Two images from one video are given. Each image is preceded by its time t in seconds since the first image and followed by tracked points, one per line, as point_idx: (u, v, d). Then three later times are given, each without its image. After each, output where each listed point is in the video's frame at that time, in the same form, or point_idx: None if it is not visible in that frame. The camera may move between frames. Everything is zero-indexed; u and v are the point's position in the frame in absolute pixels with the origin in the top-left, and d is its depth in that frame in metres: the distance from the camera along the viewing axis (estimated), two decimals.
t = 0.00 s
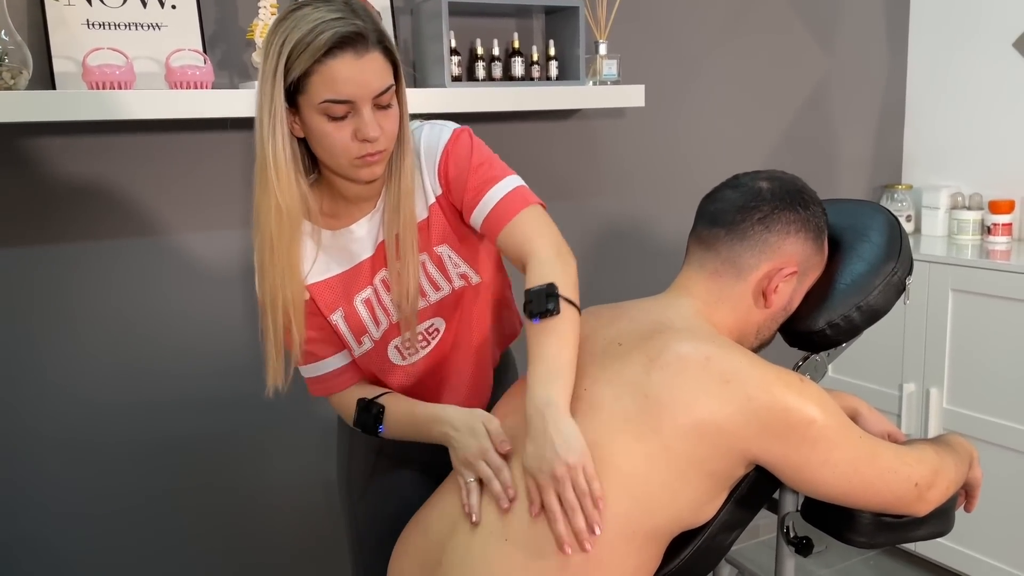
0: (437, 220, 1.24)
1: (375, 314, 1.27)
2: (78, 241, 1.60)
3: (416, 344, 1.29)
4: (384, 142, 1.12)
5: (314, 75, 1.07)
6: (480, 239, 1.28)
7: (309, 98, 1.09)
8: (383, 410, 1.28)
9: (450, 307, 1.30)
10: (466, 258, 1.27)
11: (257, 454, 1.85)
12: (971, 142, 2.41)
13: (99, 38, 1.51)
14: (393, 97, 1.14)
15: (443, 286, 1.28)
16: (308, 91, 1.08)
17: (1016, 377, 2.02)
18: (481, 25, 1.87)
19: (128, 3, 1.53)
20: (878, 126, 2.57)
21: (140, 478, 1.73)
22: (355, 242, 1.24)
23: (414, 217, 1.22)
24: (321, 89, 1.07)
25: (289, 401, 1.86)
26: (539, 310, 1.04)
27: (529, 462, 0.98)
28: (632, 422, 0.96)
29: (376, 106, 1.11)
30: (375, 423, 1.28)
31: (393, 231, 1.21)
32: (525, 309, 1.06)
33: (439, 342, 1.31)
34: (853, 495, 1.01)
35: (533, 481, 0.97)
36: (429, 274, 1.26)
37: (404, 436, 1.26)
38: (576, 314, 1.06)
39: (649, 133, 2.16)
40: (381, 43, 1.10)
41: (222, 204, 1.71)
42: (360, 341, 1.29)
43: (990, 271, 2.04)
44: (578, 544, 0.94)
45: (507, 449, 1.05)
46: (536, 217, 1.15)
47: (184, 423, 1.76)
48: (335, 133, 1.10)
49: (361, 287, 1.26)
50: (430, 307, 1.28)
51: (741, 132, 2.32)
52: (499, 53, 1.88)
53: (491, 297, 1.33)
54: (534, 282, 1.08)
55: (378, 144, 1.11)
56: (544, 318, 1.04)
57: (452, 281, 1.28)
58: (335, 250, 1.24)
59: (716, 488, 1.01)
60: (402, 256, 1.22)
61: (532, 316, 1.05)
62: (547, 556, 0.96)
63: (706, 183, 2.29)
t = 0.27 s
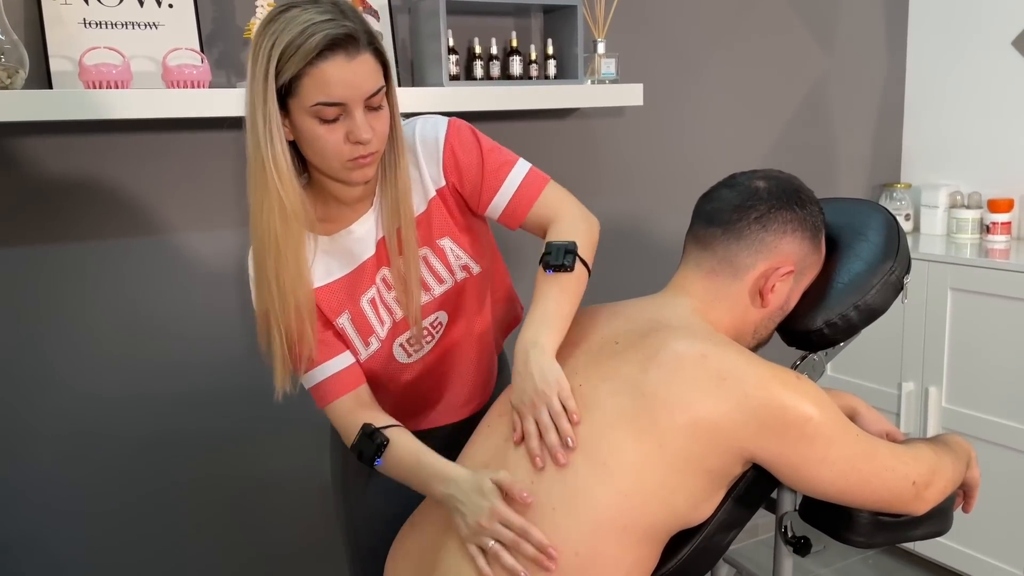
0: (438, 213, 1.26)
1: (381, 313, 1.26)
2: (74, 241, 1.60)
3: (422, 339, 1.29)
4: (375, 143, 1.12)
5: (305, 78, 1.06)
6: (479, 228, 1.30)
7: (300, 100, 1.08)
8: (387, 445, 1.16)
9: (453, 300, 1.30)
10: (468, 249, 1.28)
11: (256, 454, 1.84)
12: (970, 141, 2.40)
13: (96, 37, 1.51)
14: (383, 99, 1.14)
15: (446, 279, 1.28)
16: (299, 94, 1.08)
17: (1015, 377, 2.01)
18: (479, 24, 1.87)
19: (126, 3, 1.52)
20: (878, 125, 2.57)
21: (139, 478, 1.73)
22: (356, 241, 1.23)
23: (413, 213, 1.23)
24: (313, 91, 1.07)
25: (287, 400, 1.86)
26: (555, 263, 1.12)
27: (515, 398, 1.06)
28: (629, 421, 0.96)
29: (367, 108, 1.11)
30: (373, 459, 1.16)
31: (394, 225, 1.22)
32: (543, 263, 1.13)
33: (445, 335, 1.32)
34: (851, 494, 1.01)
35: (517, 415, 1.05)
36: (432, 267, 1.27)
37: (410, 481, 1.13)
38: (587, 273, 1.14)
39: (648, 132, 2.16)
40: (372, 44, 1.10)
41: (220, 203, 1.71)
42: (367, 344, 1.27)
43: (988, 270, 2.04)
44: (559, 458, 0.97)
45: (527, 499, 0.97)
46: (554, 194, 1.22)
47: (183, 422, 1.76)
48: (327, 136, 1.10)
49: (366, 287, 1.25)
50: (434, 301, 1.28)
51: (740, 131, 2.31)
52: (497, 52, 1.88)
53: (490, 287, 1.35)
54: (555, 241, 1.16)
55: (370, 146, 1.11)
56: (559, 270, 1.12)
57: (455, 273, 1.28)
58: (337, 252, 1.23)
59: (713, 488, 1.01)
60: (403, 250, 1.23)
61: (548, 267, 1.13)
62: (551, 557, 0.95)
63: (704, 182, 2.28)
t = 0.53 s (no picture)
0: (413, 228, 1.25)
1: (361, 329, 1.26)
2: (72, 243, 1.60)
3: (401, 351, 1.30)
4: (347, 158, 1.12)
5: (274, 94, 1.05)
6: (453, 238, 1.30)
7: (270, 117, 1.07)
8: (359, 487, 1.14)
9: (431, 310, 1.31)
10: (444, 260, 1.28)
11: (254, 455, 1.84)
12: (969, 140, 2.40)
13: (93, 37, 1.50)
14: (354, 113, 1.13)
15: (423, 291, 1.28)
16: (268, 111, 1.07)
17: (1015, 377, 2.01)
18: (477, 23, 1.86)
19: (122, 3, 1.52)
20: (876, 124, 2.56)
21: (135, 479, 1.72)
22: (332, 260, 1.22)
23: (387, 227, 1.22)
24: (282, 108, 1.06)
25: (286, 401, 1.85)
26: (511, 311, 1.11)
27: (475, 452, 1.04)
28: (625, 423, 0.96)
29: (338, 123, 1.10)
30: (342, 497, 1.14)
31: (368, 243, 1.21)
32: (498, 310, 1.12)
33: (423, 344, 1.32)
34: (849, 495, 1.00)
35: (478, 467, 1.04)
36: (409, 281, 1.27)
37: (379, 527, 1.11)
38: (544, 320, 1.13)
39: (646, 132, 2.16)
40: (341, 58, 1.10)
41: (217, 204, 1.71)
42: (347, 359, 1.28)
43: (987, 270, 2.04)
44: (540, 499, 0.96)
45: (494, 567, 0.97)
46: (512, 218, 1.20)
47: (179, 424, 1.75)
48: (298, 152, 1.09)
49: (345, 304, 1.24)
50: (412, 313, 1.29)
51: (739, 130, 2.31)
52: (495, 52, 1.87)
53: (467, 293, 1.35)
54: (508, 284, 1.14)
55: (342, 161, 1.11)
56: (515, 320, 1.11)
57: (432, 285, 1.28)
58: (314, 271, 1.22)
59: (710, 490, 1.00)
60: (378, 266, 1.22)
61: (504, 316, 1.11)
62: (547, 562, 0.95)
63: (703, 182, 2.28)
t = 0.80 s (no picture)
0: (378, 260, 1.22)
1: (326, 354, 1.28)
2: (71, 244, 1.59)
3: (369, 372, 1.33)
4: (319, 181, 1.11)
5: (244, 117, 1.05)
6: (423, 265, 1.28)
7: (241, 139, 1.07)
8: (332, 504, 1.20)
9: (399, 333, 1.32)
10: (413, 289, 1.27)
11: (253, 456, 1.83)
12: (968, 140, 2.40)
13: (91, 37, 1.50)
14: (327, 134, 1.12)
15: (390, 318, 1.29)
16: (238, 134, 1.06)
17: (1015, 377, 2.01)
18: (476, 23, 1.86)
19: (120, 3, 1.52)
20: (876, 124, 2.56)
21: (134, 480, 1.72)
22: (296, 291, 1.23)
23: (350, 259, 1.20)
24: (252, 132, 1.05)
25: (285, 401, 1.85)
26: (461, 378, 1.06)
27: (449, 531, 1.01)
28: (624, 424, 0.95)
29: (310, 145, 1.09)
30: (316, 516, 1.20)
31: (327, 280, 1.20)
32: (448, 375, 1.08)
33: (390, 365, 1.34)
34: (848, 496, 1.00)
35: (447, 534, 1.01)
36: (374, 311, 1.27)
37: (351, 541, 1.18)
38: (496, 380, 1.08)
39: (645, 132, 2.16)
40: (312, 80, 1.09)
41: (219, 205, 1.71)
42: (315, 379, 1.32)
43: (987, 270, 2.04)
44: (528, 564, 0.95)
45: None
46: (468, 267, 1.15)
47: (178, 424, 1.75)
48: (269, 175, 1.08)
49: (311, 332, 1.26)
50: (379, 338, 1.30)
51: (738, 130, 2.31)
52: (494, 52, 1.87)
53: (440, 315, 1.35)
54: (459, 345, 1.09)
55: (314, 184, 1.10)
56: (467, 385, 1.06)
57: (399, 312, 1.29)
58: (277, 300, 1.23)
59: (709, 490, 1.00)
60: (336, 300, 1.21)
61: (453, 381, 1.06)
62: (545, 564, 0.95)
63: (702, 182, 2.28)
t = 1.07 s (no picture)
0: (378, 254, 1.23)
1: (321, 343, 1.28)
2: (72, 242, 1.59)
3: (362, 363, 1.33)
4: (330, 164, 1.11)
5: (257, 101, 1.05)
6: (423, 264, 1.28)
7: (252, 124, 1.07)
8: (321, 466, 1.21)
9: (394, 328, 1.32)
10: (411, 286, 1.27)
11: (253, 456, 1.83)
12: (968, 140, 2.40)
13: (91, 37, 1.50)
14: (337, 120, 1.13)
15: (386, 312, 1.29)
16: (250, 118, 1.07)
17: (1016, 377, 2.01)
18: (476, 23, 1.86)
19: (120, 3, 1.52)
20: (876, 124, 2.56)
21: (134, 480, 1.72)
22: (293, 280, 1.23)
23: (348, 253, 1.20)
24: (263, 115, 1.06)
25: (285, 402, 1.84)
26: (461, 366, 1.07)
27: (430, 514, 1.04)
28: (622, 422, 0.95)
29: (322, 130, 1.10)
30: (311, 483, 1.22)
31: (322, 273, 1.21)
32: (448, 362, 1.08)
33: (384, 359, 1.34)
34: (847, 495, 1.00)
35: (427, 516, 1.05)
36: (370, 305, 1.27)
37: (346, 498, 1.19)
38: (498, 367, 1.09)
39: (645, 131, 2.15)
40: (324, 67, 1.10)
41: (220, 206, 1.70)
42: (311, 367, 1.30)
43: (987, 270, 2.03)
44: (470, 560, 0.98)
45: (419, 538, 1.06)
46: (473, 262, 1.15)
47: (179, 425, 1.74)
48: (280, 159, 1.09)
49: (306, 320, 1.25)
50: (374, 331, 1.30)
51: (738, 130, 2.31)
52: (494, 52, 1.87)
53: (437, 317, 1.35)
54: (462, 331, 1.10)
55: (325, 167, 1.10)
56: (465, 372, 1.07)
57: (395, 308, 1.29)
58: (275, 286, 1.23)
59: (707, 490, 1.00)
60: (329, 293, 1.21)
61: (453, 369, 1.07)
62: (544, 561, 0.94)
63: (702, 182, 2.28)
